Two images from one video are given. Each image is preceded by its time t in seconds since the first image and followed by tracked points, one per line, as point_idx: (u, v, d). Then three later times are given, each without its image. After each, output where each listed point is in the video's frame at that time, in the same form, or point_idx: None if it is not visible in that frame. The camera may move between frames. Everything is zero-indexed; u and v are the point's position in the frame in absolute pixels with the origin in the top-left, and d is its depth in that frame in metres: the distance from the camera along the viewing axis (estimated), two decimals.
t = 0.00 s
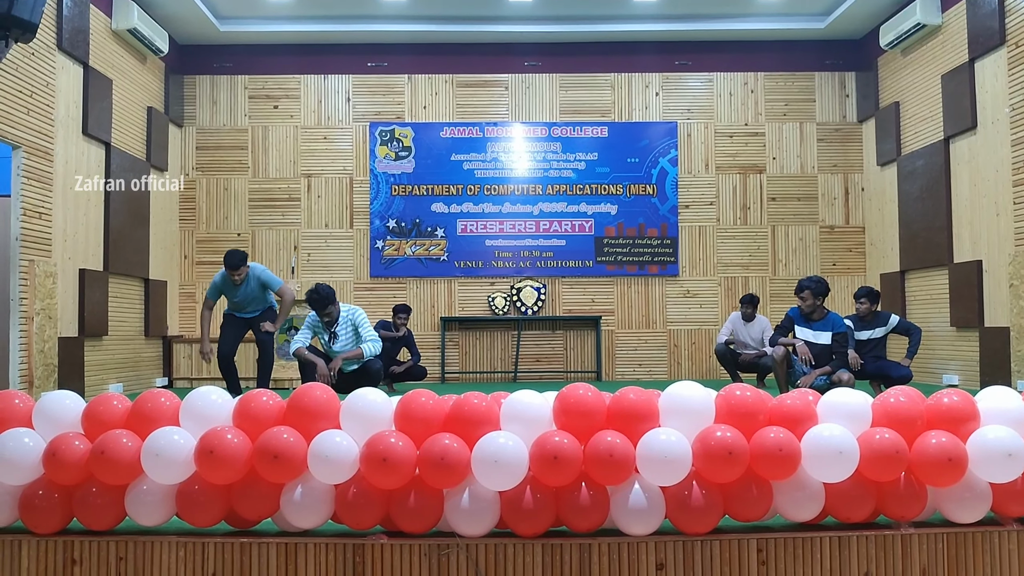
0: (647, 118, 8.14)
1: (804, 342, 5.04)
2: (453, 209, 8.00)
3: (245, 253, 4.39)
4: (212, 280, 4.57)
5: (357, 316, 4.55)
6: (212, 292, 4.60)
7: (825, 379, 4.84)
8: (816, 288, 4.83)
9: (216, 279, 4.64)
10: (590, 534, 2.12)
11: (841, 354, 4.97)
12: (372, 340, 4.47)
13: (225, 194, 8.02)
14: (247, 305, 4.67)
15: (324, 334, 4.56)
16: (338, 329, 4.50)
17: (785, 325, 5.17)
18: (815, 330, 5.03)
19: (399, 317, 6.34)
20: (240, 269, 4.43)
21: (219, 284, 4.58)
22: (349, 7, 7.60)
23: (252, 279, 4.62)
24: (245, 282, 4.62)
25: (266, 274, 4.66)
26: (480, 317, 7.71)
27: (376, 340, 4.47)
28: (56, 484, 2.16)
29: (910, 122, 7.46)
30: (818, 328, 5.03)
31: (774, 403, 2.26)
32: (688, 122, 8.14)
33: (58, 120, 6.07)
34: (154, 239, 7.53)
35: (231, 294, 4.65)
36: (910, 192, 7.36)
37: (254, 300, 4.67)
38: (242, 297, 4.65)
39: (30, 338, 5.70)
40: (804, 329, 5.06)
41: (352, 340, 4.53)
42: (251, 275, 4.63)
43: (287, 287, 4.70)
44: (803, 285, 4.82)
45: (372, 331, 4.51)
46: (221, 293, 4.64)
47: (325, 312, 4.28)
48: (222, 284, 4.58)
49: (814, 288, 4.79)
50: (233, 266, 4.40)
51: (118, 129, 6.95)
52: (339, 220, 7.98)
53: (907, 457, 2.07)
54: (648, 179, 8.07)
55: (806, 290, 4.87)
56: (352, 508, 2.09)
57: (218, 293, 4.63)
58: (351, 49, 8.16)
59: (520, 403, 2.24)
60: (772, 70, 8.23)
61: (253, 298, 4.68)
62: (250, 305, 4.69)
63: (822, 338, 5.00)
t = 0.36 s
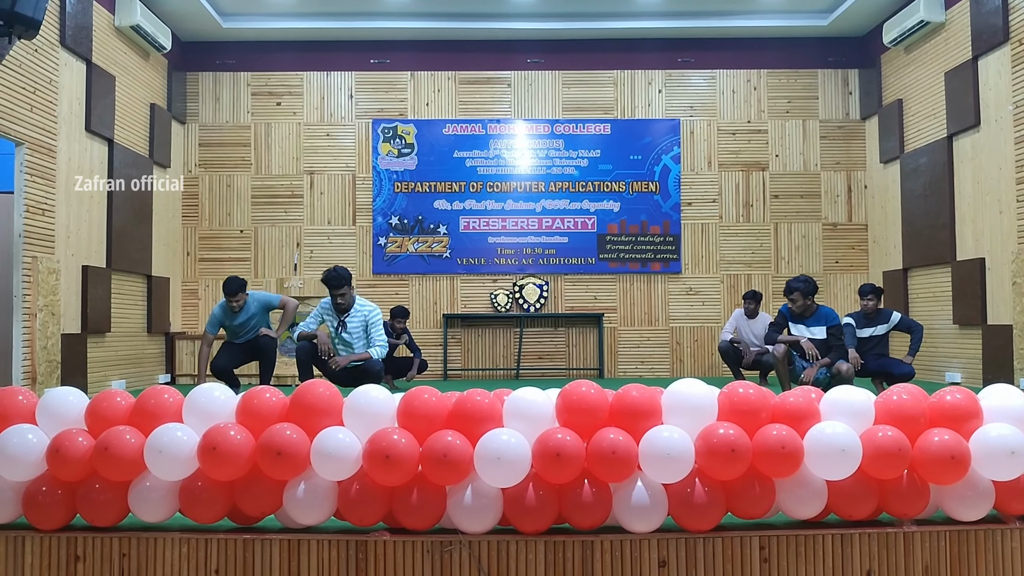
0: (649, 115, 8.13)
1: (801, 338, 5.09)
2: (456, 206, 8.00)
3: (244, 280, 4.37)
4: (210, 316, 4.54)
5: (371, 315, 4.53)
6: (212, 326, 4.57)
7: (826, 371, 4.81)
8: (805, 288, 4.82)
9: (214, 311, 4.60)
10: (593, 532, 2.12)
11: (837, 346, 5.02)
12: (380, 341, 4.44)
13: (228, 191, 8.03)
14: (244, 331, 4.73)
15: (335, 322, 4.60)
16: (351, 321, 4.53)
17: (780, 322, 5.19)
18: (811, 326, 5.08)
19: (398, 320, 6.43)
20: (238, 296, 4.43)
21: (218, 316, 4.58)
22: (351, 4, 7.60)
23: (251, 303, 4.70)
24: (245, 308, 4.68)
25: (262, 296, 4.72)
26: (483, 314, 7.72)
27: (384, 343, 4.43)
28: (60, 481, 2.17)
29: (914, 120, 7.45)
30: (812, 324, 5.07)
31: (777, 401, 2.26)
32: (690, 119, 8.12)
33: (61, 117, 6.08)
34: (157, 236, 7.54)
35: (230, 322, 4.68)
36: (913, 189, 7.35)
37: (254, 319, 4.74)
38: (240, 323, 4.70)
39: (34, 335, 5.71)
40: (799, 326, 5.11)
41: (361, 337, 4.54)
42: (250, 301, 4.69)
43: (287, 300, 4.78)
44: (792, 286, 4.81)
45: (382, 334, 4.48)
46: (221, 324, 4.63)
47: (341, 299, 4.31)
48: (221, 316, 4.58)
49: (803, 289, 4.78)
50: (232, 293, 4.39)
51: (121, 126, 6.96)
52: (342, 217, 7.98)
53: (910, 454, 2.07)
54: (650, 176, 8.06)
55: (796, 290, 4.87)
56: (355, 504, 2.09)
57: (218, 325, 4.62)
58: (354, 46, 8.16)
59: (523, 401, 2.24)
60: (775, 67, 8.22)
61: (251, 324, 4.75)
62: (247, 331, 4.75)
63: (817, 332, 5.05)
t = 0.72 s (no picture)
0: (651, 113, 8.13)
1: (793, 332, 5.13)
2: (457, 204, 8.01)
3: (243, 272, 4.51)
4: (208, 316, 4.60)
5: (373, 313, 4.52)
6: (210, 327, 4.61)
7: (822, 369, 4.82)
8: (794, 284, 4.85)
9: (213, 312, 4.66)
10: (594, 529, 2.13)
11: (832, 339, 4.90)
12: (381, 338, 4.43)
13: (229, 189, 8.03)
14: (241, 332, 4.73)
15: (335, 321, 4.57)
16: (353, 319, 4.52)
17: (772, 315, 5.21)
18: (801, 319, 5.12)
19: (398, 317, 6.36)
20: (237, 288, 4.54)
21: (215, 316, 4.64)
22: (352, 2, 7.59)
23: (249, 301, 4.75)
24: (242, 307, 4.71)
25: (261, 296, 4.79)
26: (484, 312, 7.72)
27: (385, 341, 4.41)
28: (61, 478, 2.17)
29: (915, 118, 7.44)
30: (803, 318, 5.13)
31: (778, 398, 2.26)
32: (692, 117, 8.11)
33: (63, 115, 6.08)
34: (158, 233, 7.54)
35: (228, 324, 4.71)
36: (915, 187, 7.34)
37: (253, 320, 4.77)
38: (237, 323, 4.71)
39: (35, 332, 5.71)
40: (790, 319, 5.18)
41: (362, 335, 4.53)
42: (247, 299, 4.74)
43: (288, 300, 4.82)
44: (781, 282, 4.84)
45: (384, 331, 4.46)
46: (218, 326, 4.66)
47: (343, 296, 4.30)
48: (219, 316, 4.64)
49: (792, 285, 4.81)
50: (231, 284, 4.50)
51: (122, 124, 6.96)
52: (343, 214, 7.98)
53: (911, 452, 2.07)
54: (651, 174, 8.06)
55: (785, 287, 4.90)
56: (356, 502, 2.09)
57: (217, 326, 4.65)
58: (355, 44, 8.15)
59: (525, 398, 2.24)
60: (777, 65, 8.21)
61: (248, 324, 4.76)
62: (245, 332, 4.75)
63: (808, 326, 5.10)
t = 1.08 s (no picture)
0: (651, 111, 8.12)
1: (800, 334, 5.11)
2: (457, 202, 8.01)
3: (242, 267, 4.56)
4: (207, 312, 4.59)
5: (372, 310, 4.59)
6: (210, 323, 4.59)
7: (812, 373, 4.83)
8: (815, 286, 4.82)
9: (212, 308, 4.65)
10: (594, 527, 2.13)
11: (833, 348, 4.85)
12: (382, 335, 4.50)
13: (229, 187, 8.02)
14: (241, 329, 4.72)
15: (335, 319, 4.57)
16: (353, 317, 4.54)
17: (783, 315, 5.26)
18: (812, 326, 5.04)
19: (398, 314, 6.35)
20: (236, 283, 4.57)
21: (215, 312, 4.64)
22: None
23: (249, 299, 4.76)
24: (241, 304, 4.71)
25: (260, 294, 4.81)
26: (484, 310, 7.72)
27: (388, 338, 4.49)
28: (62, 476, 2.18)
29: (916, 115, 7.43)
30: (814, 324, 5.04)
31: (778, 396, 2.26)
32: (692, 115, 8.11)
33: (63, 113, 6.08)
34: (159, 232, 7.54)
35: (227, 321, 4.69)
36: (915, 185, 7.34)
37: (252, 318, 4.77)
38: (236, 321, 4.70)
39: (35, 331, 5.72)
40: (800, 324, 5.08)
41: (362, 333, 4.56)
42: (247, 297, 4.74)
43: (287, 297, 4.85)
44: (804, 283, 4.79)
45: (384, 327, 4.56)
46: (217, 324, 4.65)
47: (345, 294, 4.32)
48: (218, 313, 4.63)
49: (813, 286, 4.78)
50: (231, 278, 4.53)
51: (122, 122, 6.96)
52: (343, 213, 7.98)
53: (911, 451, 2.07)
54: (652, 172, 8.05)
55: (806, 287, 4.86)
56: (356, 500, 2.10)
57: (216, 323, 4.63)
58: (355, 42, 8.14)
59: (524, 396, 2.24)
60: (777, 63, 8.20)
61: (247, 322, 4.76)
62: (244, 330, 4.75)
63: (817, 332, 5.01)
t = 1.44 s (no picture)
0: (652, 108, 8.11)
1: (792, 331, 5.11)
2: (458, 199, 8.00)
3: (244, 269, 4.53)
4: (208, 310, 4.59)
5: (374, 306, 4.58)
6: (211, 321, 4.60)
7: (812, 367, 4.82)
8: (806, 276, 4.89)
9: (212, 308, 4.65)
10: (595, 524, 2.13)
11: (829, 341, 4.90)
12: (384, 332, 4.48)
13: (230, 184, 8.02)
14: (241, 328, 4.73)
15: (335, 316, 4.56)
16: (354, 314, 4.53)
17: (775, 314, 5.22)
18: (803, 320, 5.08)
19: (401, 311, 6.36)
20: (237, 284, 4.56)
21: (216, 310, 4.65)
22: None
23: (250, 298, 4.76)
24: (241, 304, 4.70)
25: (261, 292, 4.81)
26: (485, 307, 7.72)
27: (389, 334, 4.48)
28: (63, 473, 2.18)
29: (917, 113, 7.42)
30: (806, 317, 5.08)
31: (779, 394, 2.25)
32: (693, 113, 8.10)
33: (64, 110, 6.07)
34: (160, 230, 7.54)
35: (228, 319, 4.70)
36: (916, 182, 7.33)
37: (253, 317, 4.78)
38: (237, 319, 4.70)
39: (36, 329, 5.72)
40: (792, 318, 5.13)
41: (364, 330, 4.55)
42: (248, 296, 4.73)
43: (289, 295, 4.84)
44: (795, 273, 4.88)
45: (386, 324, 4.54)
46: (217, 322, 4.66)
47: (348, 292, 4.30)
48: (219, 311, 4.64)
49: (805, 277, 4.85)
50: (231, 279, 4.50)
51: (123, 120, 6.95)
52: (344, 210, 7.98)
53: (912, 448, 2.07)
54: (653, 170, 8.05)
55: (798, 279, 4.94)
56: (357, 498, 2.10)
57: (216, 321, 4.64)
58: (356, 39, 8.14)
59: (525, 393, 2.24)
60: (778, 61, 8.19)
61: (248, 321, 4.76)
62: (245, 329, 4.75)
63: (810, 325, 5.04)
